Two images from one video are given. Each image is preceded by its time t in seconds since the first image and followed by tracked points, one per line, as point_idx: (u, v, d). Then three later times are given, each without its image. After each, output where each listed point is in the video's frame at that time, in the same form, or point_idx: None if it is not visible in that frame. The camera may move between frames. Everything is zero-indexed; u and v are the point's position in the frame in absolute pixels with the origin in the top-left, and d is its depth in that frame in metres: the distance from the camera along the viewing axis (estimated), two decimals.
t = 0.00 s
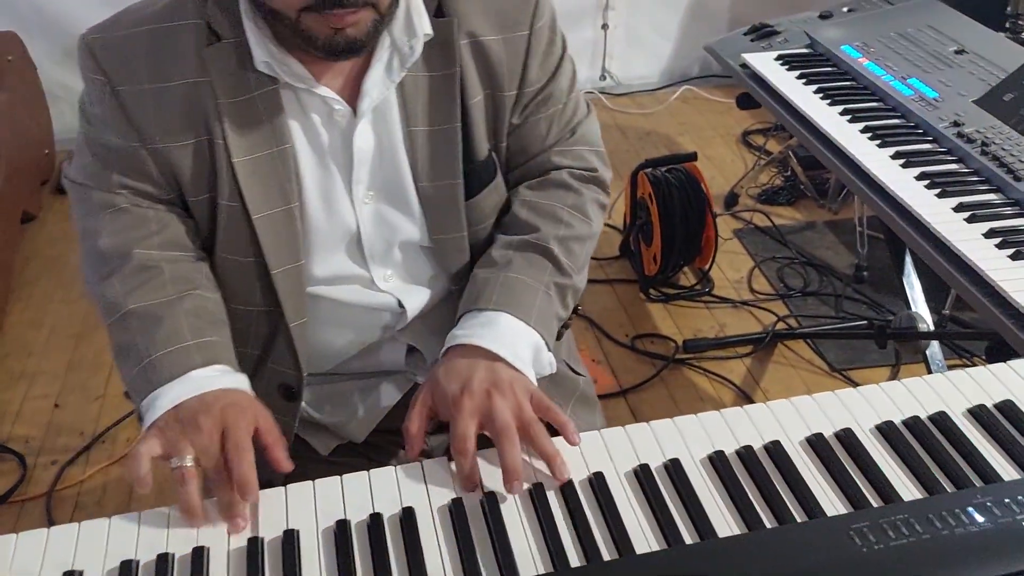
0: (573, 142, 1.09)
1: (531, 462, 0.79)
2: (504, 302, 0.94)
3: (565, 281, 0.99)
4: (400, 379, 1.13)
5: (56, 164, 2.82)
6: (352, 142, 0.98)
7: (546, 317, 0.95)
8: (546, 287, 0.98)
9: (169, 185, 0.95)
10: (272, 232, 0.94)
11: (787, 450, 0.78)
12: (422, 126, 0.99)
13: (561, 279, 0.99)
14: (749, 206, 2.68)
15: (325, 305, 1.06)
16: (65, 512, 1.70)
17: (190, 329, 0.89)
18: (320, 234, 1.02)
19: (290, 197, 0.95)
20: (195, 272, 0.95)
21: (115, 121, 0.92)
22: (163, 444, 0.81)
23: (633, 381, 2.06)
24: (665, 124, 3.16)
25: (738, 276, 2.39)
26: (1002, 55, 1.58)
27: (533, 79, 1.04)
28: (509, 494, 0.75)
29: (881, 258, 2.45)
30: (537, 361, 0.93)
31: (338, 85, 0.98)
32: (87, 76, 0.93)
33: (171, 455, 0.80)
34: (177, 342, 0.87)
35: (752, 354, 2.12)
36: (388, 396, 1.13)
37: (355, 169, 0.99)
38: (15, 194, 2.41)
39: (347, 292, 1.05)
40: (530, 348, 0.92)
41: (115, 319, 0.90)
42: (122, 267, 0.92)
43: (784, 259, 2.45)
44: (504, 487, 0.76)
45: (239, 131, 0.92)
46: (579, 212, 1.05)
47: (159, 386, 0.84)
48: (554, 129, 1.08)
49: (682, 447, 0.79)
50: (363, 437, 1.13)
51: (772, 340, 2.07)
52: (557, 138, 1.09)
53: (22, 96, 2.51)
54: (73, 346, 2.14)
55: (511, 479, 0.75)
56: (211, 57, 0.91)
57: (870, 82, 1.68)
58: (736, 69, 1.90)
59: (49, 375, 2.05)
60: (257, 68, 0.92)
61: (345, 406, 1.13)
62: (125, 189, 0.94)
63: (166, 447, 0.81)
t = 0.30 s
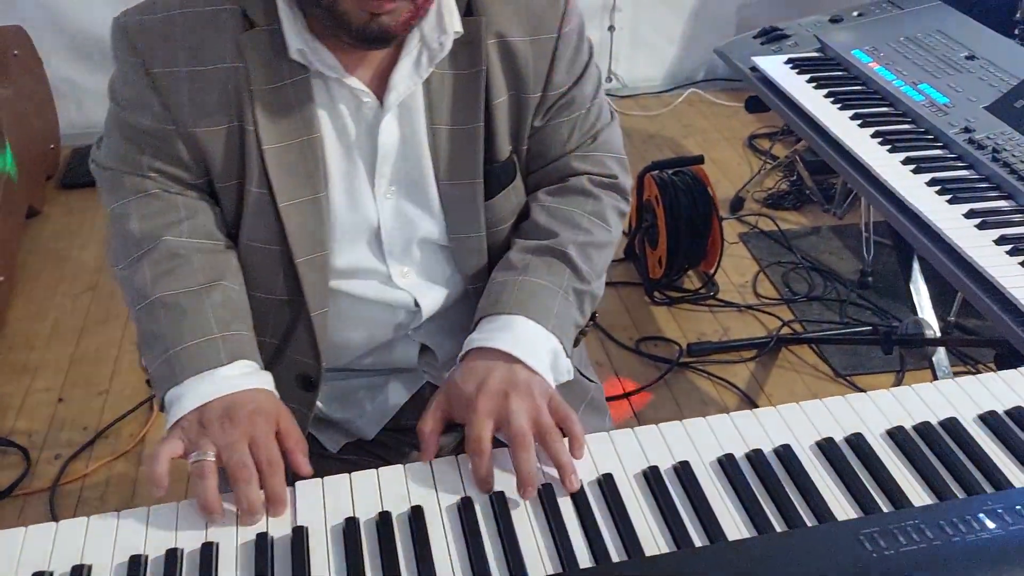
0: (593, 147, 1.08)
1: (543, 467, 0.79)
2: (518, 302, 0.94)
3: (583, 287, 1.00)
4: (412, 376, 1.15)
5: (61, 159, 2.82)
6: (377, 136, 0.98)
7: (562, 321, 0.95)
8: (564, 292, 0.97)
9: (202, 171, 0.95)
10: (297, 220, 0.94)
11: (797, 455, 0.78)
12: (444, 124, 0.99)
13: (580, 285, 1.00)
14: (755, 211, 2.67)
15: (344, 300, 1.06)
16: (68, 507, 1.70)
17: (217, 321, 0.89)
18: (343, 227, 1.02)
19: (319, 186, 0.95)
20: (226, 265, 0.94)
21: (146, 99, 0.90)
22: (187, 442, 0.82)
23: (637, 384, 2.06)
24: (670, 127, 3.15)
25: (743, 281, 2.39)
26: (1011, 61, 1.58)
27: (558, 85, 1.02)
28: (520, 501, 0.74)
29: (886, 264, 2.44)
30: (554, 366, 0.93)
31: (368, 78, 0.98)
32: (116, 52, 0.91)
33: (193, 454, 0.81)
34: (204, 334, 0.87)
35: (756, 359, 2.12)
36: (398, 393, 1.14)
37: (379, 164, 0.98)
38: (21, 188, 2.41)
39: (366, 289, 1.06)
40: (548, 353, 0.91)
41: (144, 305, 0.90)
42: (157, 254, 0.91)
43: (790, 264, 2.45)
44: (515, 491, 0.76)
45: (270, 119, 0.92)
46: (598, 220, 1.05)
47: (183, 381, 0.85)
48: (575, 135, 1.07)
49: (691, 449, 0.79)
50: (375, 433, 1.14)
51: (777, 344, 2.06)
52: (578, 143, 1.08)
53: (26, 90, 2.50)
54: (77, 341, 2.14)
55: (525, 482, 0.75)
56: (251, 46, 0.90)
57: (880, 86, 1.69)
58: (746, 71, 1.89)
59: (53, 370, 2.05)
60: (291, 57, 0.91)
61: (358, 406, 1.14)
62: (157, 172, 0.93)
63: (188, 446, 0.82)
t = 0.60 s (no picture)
0: (619, 149, 1.08)
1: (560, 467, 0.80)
2: (546, 309, 0.94)
3: (606, 291, 0.99)
4: (429, 372, 1.15)
5: (69, 157, 2.83)
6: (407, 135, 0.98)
7: (586, 326, 0.95)
8: (586, 297, 0.97)
9: (235, 162, 0.94)
10: (328, 212, 0.94)
11: (808, 456, 0.78)
12: (473, 123, 0.99)
13: (602, 289, 0.99)
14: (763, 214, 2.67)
15: (370, 295, 1.06)
16: (76, 503, 1.70)
17: (255, 320, 0.89)
18: (370, 223, 1.02)
19: (349, 179, 0.95)
20: (256, 258, 0.95)
21: (181, 89, 0.90)
22: (229, 436, 0.82)
23: (645, 385, 2.05)
24: (677, 129, 3.15)
25: (751, 284, 2.38)
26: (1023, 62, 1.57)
27: (585, 86, 1.02)
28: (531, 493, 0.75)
29: (894, 268, 2.44)
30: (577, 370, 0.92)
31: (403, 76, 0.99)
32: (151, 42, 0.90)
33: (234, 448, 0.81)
34: (234, 333, 0.87)
35: (762, 363, 2.11)
36: (415, 388, 1.15)
37: (408, 160, 0.98)
38: (29, 184, 2.42)
39: (393, 285, 1.06)
40: (572, 358, 0.91)
41: (181, 301, 0.90)
42: (192, 247, 0.91)
43: (798, 267, 2.44)
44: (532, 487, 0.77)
45: (306, 112, 0.92)
46: (620, 224, 1.05)
47: (224, 376, 0.85)
48: (600, 136, 1.06)
49: (701, 450, 0.79)
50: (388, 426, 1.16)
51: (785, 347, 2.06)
52: (602, 146, 1.07)
53: (35, 88, 2.51)
54: (84, 337, 2.14)
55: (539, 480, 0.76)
56: (289, 37, 0.90)
57: (891, 88, 1.69)
58: (756, 74, 1.89)
59: (61, 366, 2.05)
60: (328, 49, 0.91)
61: (381, 399, 1.14)
62: (191, 163, 0.93)
63: (230, 440, 0.82)
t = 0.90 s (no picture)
0: (672, 163, 1.08)
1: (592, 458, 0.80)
2: (587, 313, 0.94)
3: (647, 300, 1.00)
4: (462, 370, 1.15)
5: (103, 152, 2.86)
6: (467, 136, 0.99)
7: (627, 332, 0.95)
8: (629, 303, 0.97)
9: (296, 153, 0.95)
10: (387, 209, 0.95)
11: (842, 461, 0.78)
12: (533, 131, 0.99)
13: (644, 297, 1.00)
14: (791, 217, 2.65)
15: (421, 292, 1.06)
16: (106, 494, 1.72)
17: (304, 311, 0.90)
18: (425, 218, 1.02)
19: (411, 176, 0.96)
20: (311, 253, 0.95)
21: (251, 76, 0.91)
22: (267, 432, 0.83)
23: (671, 387, 2.05)
24: (704, 131, 3.14)
25: (778, 287, 2.37)
26: None
27: (644, 98, 1.02)
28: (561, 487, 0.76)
29: (924, 272, 2.42)
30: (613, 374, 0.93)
31: (465, 75, 0.99)
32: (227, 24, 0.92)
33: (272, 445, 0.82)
34: (289, 325, 0.88)
35: (788, 367, 2.10)
36: (448, 385, 1.15)
37: (467, 161, 0.99)
38: (64, 179, 2.45)
39: (443, 282, 1.06)
40: (608, 358, 0.92)
41: (230, 290, 0.90)
42: (246, 238, 0.91)
43: (825, 270, 2.42)
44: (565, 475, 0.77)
45: (372, 110, 0.93)
46: (666, 234, 1.04)
47: (266, 372, 0.86)
48: (654, 150, 1.06)
49: (734, 452, 0.79)
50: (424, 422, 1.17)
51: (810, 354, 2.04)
52: (655, 158, 1.07)
53: (70, 84, 2.54)
54: (116, 330, 2.17)
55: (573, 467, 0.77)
56: (361, 31, 0.92)
57: (924, 92, 1.67)
58: (786, 76, 1.88)
59: (92, 359, 2.08)
60: (397, 47, 0.92)
61: (418, 394, 1.15)
62: (254, 153, 0.94)
63: (269, 437, 0.83)
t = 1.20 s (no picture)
0: (713, 165, 1.07)
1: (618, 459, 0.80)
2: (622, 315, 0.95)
3: (684, 304, 1.00)
4: (496, 369, 1.16)
5: (136, 148, 2.89)
6: (511, 136, 0.99)
7: (660, 337, 0.96)
8: (665, 308, 0.98)
9: (339, 150, 0.96)
10: (432, 211, 0.96)
11: (876, 464, 0.77)
12: (575, 130, 0.99)
13: (682, 300, 1.00)
14: (821, 217, 2.63)
15: (462, 292, 1.07)
16: (137, 486, 1.74)
17: (337, 316, 0.91)
18: (466, 220, 1.02)
19: (453, 176, 0.96)
20: (345, 256, 0.96)
21: (296, 75, 0.91)
22: (297, 428, 0.84)
23: (699, 386, 2.04)
24: (734, 130, 3.12)
25: (807, 287, 2.35)
26: None
27: (686, 100, 1.02)
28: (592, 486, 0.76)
29: (956, 274, 2.39)
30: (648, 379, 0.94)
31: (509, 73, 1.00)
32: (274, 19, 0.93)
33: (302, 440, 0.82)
34: (320, 330, 0.89)
35: (819, 367, 2.09)
36: (481, 382, 1.16)
37: (510, 162, 0.99)
38: (97, 174, 2.48)
39: (485, 283, 1.06)
40: (643, 363, 0.93)
41: (268, 294, 0.91)
42: (285, 240, 0.93)
43: (855, 271, 2.40)
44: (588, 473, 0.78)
45: (416, 110, 0.93)
46: (705, 238, 1.04)
47: (300, 373, 0.87)
48: (694, 151, 1.06)
49: (767, 452, 0.78)
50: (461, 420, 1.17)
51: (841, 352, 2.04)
52: (695, 158, 1.06)
53: (104, 81, 2.57)
54: (147, 324, 2.19)
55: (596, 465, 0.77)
56: (404, 28, 0.92)
57: (959, 92, 1.65)
58: (819, 75, 1.87)
59: (124, 352, 2.10)
60: (446, 47, 0.93)
61: (453, 392, 1.15)
62: (298, 152, 0.94)
63: (299, 430, 0.83)
